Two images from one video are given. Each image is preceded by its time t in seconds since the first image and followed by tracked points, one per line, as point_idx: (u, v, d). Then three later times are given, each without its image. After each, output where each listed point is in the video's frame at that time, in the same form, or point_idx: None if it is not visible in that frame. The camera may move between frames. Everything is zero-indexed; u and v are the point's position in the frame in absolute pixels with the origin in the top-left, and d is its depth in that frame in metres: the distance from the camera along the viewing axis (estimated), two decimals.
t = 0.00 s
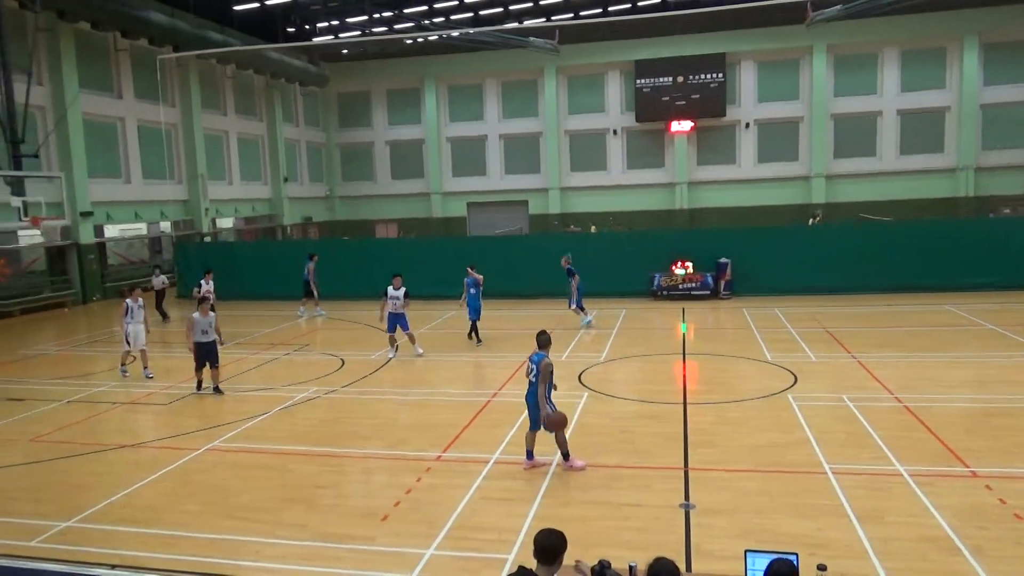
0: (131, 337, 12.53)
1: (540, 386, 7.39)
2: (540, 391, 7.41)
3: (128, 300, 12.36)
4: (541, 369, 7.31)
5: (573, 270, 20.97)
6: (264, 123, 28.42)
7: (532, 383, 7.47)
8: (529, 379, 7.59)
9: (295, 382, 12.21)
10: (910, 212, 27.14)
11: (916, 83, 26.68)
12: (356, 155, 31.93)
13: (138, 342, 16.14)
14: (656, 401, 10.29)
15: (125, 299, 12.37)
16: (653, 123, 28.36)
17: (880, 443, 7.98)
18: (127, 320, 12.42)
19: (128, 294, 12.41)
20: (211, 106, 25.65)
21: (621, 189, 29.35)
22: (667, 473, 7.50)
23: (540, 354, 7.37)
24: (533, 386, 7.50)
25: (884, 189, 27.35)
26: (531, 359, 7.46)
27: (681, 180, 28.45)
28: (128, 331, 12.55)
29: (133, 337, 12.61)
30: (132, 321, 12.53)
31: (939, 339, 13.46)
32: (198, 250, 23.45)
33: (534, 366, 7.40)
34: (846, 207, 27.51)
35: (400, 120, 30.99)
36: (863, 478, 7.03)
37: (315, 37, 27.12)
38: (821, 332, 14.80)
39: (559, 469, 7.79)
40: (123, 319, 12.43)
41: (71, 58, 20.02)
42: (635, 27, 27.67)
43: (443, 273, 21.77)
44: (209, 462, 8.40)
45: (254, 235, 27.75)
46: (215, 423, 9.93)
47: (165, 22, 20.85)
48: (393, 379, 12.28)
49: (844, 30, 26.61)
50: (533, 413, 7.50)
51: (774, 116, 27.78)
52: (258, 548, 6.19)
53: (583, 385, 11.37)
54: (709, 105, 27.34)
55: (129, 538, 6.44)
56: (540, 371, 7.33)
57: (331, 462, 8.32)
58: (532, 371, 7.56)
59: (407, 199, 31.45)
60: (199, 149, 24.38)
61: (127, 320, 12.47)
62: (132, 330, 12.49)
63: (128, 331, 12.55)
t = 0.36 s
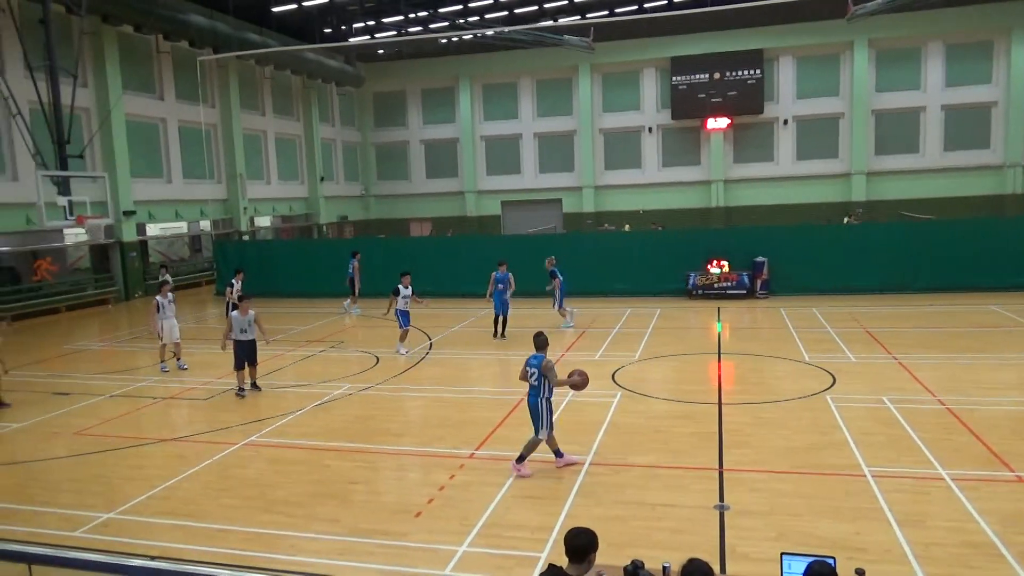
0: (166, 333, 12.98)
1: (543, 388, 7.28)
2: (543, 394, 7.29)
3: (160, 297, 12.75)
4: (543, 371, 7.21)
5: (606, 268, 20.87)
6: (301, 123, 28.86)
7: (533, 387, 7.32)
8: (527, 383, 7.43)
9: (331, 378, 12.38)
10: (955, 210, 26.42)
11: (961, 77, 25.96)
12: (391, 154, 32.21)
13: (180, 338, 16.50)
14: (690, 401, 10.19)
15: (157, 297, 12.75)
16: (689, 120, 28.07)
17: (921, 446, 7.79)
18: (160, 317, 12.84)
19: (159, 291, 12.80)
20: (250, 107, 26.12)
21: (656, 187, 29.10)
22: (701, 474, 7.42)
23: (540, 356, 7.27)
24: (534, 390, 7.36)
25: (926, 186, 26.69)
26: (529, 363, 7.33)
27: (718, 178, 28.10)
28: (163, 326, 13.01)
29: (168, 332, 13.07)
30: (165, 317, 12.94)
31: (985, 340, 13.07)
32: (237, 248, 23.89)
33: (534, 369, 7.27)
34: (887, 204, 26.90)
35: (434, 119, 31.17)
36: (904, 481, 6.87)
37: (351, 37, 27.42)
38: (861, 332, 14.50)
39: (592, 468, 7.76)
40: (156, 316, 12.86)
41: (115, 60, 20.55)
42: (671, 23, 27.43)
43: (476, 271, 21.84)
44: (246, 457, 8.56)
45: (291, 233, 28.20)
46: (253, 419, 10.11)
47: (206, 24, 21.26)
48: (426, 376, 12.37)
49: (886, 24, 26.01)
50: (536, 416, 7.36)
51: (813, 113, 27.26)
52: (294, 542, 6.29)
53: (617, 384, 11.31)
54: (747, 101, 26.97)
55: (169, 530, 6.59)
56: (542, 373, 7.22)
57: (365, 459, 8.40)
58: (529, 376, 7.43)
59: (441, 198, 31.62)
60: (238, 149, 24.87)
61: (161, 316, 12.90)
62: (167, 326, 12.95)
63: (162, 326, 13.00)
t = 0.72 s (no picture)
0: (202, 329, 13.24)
1: (546, 387, 7.27)
2: (546, 393, 7.26)
3: (200, 292, 13.07)
4: (549, 370, 7.20)
5: (641, 266, 20.72)
6: (337, 122, 29.22)
7: (536, 385, 7.28)
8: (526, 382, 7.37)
9: (366, 375, 12.51)
10: (1003, 207, 25.64)
11: (1011, 70, 25.14)
12: (427, 153, 32.39)
13: (220, 334, 16.83)
14: (727, 401, 10.06)
15: (196, 293, 13.06)
16: (727, 117, 27.70)
17: (967, 451, 7.57)
18: (199, 312, 13.13)
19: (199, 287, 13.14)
20: (288, 107, 26.52)
21: (692, 185, 28.79)
22: (738, 475, 7.31)
23: (543, 356, 7.24)
24: (536, 389, 7.31)
25: (973, 183, 25.94)
26: (531, 362, 7.26)
27: (756, 176, 27.68)
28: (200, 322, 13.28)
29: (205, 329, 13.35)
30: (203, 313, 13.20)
31: None
32: (275, 245, 24.29)
33: (538, 368, 7.23)
34: (932, 202, 26.22)
35: (470, 117, 31.27)
36: (948, 486, 6.69)
37: (388, 37, 27.63)
38: (904, 333, 14.15)
39: (626, 468, 7.70)
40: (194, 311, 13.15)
41: (157, 62, 21.03)
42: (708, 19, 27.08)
43: (511, 270, 21.85)
44: (284, 452, 8.70)
45: (328, 232, 28.56)
46: (289, 415, 10.27)
47: (246, 26, 21.66)
48: (461, 374, 12.42)
49: (932, 17, 25.33)
50: (537, 415, 7.32)
51: (855, 108, 26.67)
52: (329, 537, 6.37)
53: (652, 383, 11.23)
54: (786, 98, 26.52)
55: (209, 523, 6.73)
56: (546, 373, 7.21)
57: (400, 455, 8.47)
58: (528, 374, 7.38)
59: (476, 196, 31.72)
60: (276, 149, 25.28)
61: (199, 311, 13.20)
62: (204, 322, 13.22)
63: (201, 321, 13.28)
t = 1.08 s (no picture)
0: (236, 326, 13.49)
1: (551, 387, 7.21)
2: (549, 392, 7.21)
3: (236, 289, 13.34)
4: (554, 370, 7.13)
5: (672, 265, 20.55)
6: (370, 122, 29.50)
7: (540, 384, 7.22)
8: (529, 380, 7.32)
9: (396, 373, 12.61)
10: None
11: None
12: (458, 152, 32.53)
13: (255, 332, 17.09)
14: (760, 401, 9.93)
15: (232, 289, 13.34)
16: (762, 114, 27.31)
17: (1009, 455, 7.37)
18: (234, 309, 13.38)
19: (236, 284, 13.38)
20: (322, 107, 26.86)
21: (725, 183, 28.46)
22: (771, 477, 7.21)
23: (548, 355, 7.17)
24: (539, 388, 7.25)
25: (1017, 180, 25.23)
26: (535, 360, 7.19)
27: (791, 174, 27.25)
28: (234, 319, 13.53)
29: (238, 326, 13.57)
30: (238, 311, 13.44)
31: None
32: (308, 243, 24.60)
33: (543, 367, 7.16)
34: (973, 200, 25.56)
35: (501, 116, 31.33)
36: (989, 490, 6.52)
37: (420, 37, 27.79)
38: (943, 333, 13.83)
39: (656, 468, 7.65)
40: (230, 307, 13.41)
41: (194, 64, 21.45)
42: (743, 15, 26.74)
43: (541, 268, 21.85)
44: (316, 448, 8.81)
45: (360, 231, 28.85)
46: (322, 411, 10.40)
47: (281, 27, 21.98)
48: (491, 373, 12.45)
49: (975, 10, 24.69)
50: (541, 414, 7.27)
51: (894, 105, 26.12)
52: (361, 533, 6.43)
53: (684, 383, 11.13)
54: (822, 94, 26.07)
55: (243, 518, 6.85)
56: (552, 372, 7.14)
57: (430, 453, 8.53)
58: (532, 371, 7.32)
59: (506, 195, 31.76)
60: (309, 149, 25.59)
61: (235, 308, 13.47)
62: (237, 318, 13.47)
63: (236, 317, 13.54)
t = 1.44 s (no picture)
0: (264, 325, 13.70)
1: (559, 387, 7.22)
2: (559, 392, 7.21)
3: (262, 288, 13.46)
4: (563, 369, 7.17)
5: (695, 264, 20.41)
6: (394, 122, 29.68)
7: (549, 386, 7.18)
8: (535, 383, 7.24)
9: (420, 371, 12.67)
10: None
11: None
12: (481, 151, 32.58)
13: (279, 330, 17.27)
14: (785, 402, 9.83)
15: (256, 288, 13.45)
16: (788, 112, 27.01)
17: None
18: (259, 308, 13.52)
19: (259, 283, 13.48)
20: (346, 107, 27.07)
21: (750, 181, 28.18)
22: (796, 478, 7.14)
23: (555, 356, 7.19)
24: (548, 389, 7.21)
25: None
26: (543, 362, 7.17)
27: (817, 173, 26.91)
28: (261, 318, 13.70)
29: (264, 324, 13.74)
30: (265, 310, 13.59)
31: None
32: (332, 242, 24.81)
33: (552, 368, 7.15)
34: (1006, 199, 25.03)
35: (524, 115, 31.33)
36: (1019, 494, 6.40)
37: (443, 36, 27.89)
38: (973, 334, 13.58)
39: (679, 469, 7.61)
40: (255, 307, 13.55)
41: (220, 65, 21.75)
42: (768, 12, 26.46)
43: (563, 267, 21.82)
44: (339, 445, 8.89)
45: (384, 230, 29.03)
46: (345, 409, 10.49)
47: (305, 28, 22.20)
48: (512, 372, 12.46)
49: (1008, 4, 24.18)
50: (550, 416, 7.22)
51: (924, 101, 25.68)
52: (383, 530, 6.48)
53: (707, 383, 11.06)
54: (850, 91, 25.71)
55: (268, 514, 6.93)
56: (561, 372, 7.19)
57: (452, 451, 8.56)
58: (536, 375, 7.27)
59: (529, 194, 31.76)
60: (333, 148, 25.79)
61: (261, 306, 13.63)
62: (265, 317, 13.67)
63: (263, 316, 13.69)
